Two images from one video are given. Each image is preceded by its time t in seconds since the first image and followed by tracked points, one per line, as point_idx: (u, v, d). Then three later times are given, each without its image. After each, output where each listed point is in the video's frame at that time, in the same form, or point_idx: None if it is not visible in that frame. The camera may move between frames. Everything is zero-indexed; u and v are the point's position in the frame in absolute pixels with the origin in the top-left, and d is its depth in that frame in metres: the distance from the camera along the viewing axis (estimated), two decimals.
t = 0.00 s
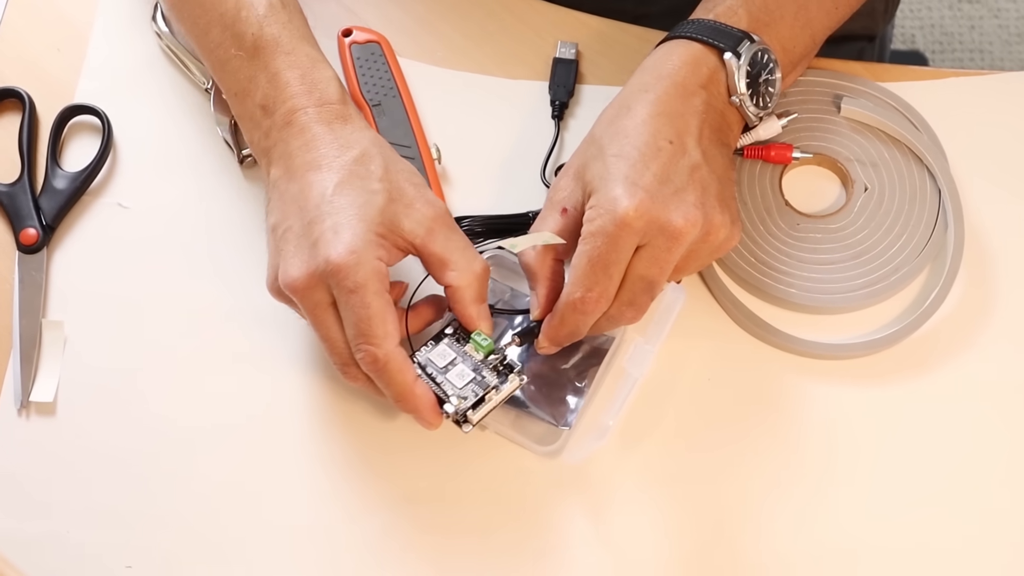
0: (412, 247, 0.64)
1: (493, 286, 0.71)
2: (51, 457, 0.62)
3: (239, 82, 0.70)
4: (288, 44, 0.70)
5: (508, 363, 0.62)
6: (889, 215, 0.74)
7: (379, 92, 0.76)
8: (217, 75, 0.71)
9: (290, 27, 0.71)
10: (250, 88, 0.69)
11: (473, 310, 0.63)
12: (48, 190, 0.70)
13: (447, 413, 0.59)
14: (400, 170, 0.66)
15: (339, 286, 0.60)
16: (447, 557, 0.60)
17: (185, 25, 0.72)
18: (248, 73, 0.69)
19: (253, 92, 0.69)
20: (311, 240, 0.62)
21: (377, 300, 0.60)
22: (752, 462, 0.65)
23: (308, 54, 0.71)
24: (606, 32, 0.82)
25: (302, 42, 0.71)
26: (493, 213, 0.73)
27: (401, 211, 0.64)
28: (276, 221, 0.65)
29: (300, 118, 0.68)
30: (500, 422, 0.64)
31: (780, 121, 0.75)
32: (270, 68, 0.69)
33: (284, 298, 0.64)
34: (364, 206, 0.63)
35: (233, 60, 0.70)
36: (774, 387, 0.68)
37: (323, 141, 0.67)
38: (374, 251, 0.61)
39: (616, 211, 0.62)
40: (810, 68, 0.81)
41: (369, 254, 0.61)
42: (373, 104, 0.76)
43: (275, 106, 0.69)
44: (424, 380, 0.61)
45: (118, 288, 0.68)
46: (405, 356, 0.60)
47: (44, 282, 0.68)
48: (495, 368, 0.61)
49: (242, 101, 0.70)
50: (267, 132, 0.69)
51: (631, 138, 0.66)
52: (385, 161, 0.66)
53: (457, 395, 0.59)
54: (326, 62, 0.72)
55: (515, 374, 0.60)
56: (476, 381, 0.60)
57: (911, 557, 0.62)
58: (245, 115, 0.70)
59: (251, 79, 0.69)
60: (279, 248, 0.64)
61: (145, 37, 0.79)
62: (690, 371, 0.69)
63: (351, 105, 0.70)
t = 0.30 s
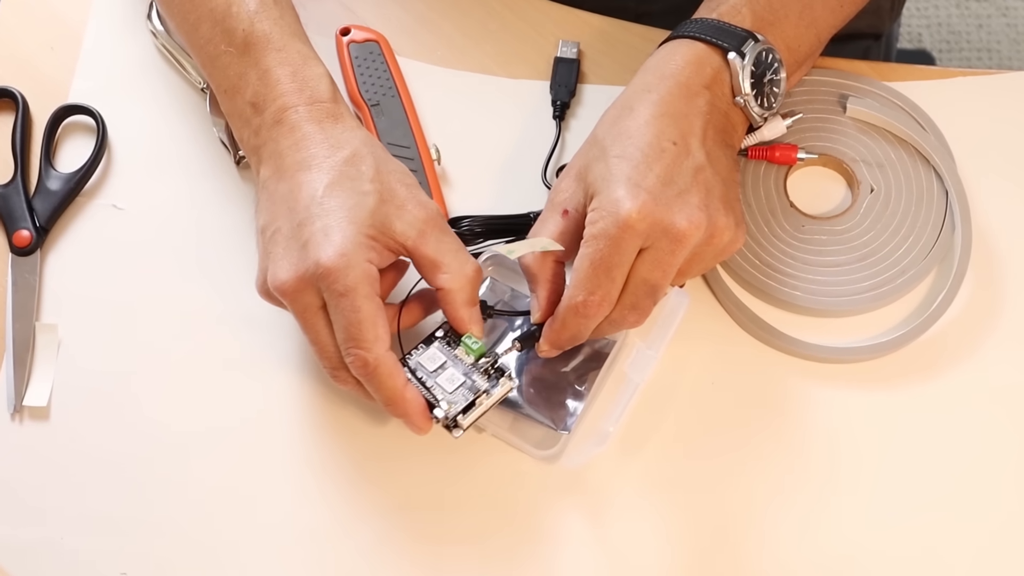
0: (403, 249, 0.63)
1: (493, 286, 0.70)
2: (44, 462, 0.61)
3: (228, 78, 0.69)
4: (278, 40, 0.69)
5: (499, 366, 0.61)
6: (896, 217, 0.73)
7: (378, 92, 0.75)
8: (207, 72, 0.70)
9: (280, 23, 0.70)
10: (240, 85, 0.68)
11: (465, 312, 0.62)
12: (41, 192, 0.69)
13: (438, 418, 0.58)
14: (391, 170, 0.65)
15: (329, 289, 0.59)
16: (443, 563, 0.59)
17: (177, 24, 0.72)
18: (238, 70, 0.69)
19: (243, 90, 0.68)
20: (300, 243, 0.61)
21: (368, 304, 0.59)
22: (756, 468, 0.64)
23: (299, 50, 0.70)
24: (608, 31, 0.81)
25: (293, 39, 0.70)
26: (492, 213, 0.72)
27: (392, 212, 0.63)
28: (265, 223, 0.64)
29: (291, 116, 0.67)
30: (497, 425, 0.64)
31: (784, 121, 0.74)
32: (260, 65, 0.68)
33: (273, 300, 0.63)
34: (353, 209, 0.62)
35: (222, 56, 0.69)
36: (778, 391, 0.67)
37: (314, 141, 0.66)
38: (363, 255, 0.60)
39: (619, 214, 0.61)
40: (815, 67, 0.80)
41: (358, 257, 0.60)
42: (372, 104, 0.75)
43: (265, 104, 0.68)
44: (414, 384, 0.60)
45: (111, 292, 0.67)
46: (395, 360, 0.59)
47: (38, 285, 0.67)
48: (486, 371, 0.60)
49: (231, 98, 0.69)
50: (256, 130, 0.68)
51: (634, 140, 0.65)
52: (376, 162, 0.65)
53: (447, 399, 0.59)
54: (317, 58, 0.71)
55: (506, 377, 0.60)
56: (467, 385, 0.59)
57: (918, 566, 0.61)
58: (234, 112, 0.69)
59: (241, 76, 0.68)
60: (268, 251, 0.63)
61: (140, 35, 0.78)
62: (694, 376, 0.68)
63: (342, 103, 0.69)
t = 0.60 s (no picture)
0: (402, 247, 0.62)
1: (491, 287, 0.69)
2: (37, 468, 0.60)
3: (220, 75, 0.68)
4: (273, 37, 0.68)
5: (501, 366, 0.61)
6: (902, 219, 0.72)
7: (376, 92, 0.74)
8: (199, 69, 0.70)
9: (276, 20, 0.69)
10: (233, 81, 0.68)
11: (464, 312, 0.61)
12: (34, 193, 0.68)
13: (442, 416, 0.58)
14: (390, 168, 0.64)
15: (332, 286, 0.58)
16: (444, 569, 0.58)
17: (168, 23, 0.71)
18: (231, 68, 0.68)
19: (236, 87, 0.67)
20: (301, 239, 0.60)
21: (372, 299, 0.58)
22: (759, 473, 0.63)
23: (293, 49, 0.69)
24: (610, 30, 0.80)
25: (288, 36, 0.69)
26: (492, 213, 0.70)
27: (393, 210, 0.62)
28: (262, 220, 0.63)
29: (286, 113, 0.66)
30: (495, 428, 0.63)
31: (788, 121, 0.73)
32: (255, 62, 0.67)
33: (272, 297, 0.61)
34: (355, 205, 0.61)
35: (216, 52, 0.68)
36: (781, 394, 0.66)
37: (309, 140, 0.65)
38: (368, 249, 0.59)
39: (617, 214, 0.60)
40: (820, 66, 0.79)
41: (363, 252, 0.59)
42: (370, 104, 0.74)
43: (260, 101, 0.67)
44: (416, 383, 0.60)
45: (105, 294, 0.66)
46: (400, 357, 0.58)
47: (32, 288, 0.66)
48: (488, 370, 0.60)
49: (224, 95, 0.68)
50: (250, 127, 0.67)
51: (635, 140, 0.64)
52: (374, 159, 0.64)
53: (450, 397, 0.59)
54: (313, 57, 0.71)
55: (508, 376, 0.60)
56: (470, 384, 0.59)
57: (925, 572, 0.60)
58: (227, 109, 0.68)
59: (235, 73, 0.68)
60: (266, 247, 0.62)
61: (135, 34, 0.77)
62: (696, 380, 0.67)
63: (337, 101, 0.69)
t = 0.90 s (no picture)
0: (412, 243, 0.61)
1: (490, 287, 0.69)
2: (30, 472, 0.59)
3: (222, 65, 0.67)
4: (280, 28, 0.68)
5: (504, 367, 0.61)
6: (908, 220, 0.71)
7: (374, 92, 0.74)
8: (197, 62, 0.68)
9: (282, 12, 0.68)
10: (237, 72, 0.66)
11: (467, 313, 0.61)
12: (28, 194, 0.67)
13: (449, 412, 0.58)
14: (402, 165, 0.63)
15: (347, 272, 0.57)
16: None
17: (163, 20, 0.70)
18: (236, 56, 0.67)
19: (240, 76, 0.66)
20: (314, 225, 0.59)
21: (389, 288, 0.57)
22: (760, 479, 0.62)
23: (300, 40, 0.69)
24: (612, 29, 0.79)
25: (295, 29, 0.69)
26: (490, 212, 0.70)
27: (405, 203, 0.61)
28: (265, 210, 0.62)
29: (289, 104, 0.65)
30: (488, 431, 0.62)
31: (792, 122, 0.72)
32: (262, 52, 0.66)
33: (276, 286, 0.60)
34: (370, 193, 0.60)
35: (217, 43, 0.67)
36: (785, 398, 0.65)
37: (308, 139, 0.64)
38: (384, 238, 0.59)
39: (615, 218, 0.59)
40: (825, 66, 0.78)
41: (380, 241, 0.58)
42: (368, 104, 0.73)
43: (265, 92, 0.66)
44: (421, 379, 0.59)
45: (100, 296, 0.66)
46: (411, 350, 0.57)
47: (25, 290, 0.65)
48: (493, 371, 0.60)
49: (226, 88, 0.67)
50: (252, 118, 0.65)
51: (637, 141, 0.63)
52: (387, 153, 0.63)
53: (458, 394, 0.58)
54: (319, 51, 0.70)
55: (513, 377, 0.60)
56: (476, 382, 0.59)
57: None
58: (227, 102, 0.67)
59: (240, 62, 0.66)
60: (273, 235, 0.60)
61: (131, 33, 0.76)
62: (696, 385, 0.66)
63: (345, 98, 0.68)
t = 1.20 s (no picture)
0: (417, 252, 0.60)
1: (490, 285, 0.67)
2: (23, 478, 0.59)
3: (227, 68, 0.66)
4: (284, 33, 0.66)
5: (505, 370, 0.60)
6: (915, 222, 0.70)
7: (373, 91, 0.73)
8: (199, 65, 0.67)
9: (287, 18, 0.67)
10: (242, 76, 0.66)
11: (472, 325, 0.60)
12: (22, 195, 0.67)
13: (450, 416, 0.57)
14: (412, 179, 0.63)
15: (357, 275, 0.56)
16: None
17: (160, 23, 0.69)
18: (241, 60, 0.66)
19: (245, 81, 0.65)
20: (324, 229, 0.58)
21: (397, 293, 0.56)
22: (765, 485, 0.61)
23: (307, 44, 0.68)
24: (614, 27, 0.78)
25: (300, 34, 0.67)
26: (489, 210, 0.69)
27: (413, 212, 0.61)
28: (271, 214, 0.61)
29: (296, 109, 0.64)
30: (488, 429, 0.61)
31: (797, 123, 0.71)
32: (267, 56, 0.66)
33: (280, 288, 0.59)
34: (379, 201, 0.59)
35: (221, 46, 0.66)
36: (789, 402, 0.64)
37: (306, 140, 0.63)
38: (394, 243, 0.58)
39: (615, 218, 0.58)
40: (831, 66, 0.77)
41: (389, 245, 0.57)
42: (367, 104, 0.72)
43: (273, 95, 0.65)
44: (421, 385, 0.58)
45: (94, 300, 0.65)
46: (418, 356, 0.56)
47: (19, 293, 0.64)
48: (494, 374, 0.59)
49: (229, 92, 0.66)
50: (258, 122, 0.65)
51: (641, 141, 0.62)
52: (395, 161, 0.63)
53: (458, 398, 0.57)
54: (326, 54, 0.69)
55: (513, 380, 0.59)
56: (477, 386, 0.58)
57: None
58: (232, 106, 0.66)
59: (246, 66, 0.65)
60: (281, 237, 0.59)
61: (127, 33, 0.75)
62: (700, 389, 0.65)
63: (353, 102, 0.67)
